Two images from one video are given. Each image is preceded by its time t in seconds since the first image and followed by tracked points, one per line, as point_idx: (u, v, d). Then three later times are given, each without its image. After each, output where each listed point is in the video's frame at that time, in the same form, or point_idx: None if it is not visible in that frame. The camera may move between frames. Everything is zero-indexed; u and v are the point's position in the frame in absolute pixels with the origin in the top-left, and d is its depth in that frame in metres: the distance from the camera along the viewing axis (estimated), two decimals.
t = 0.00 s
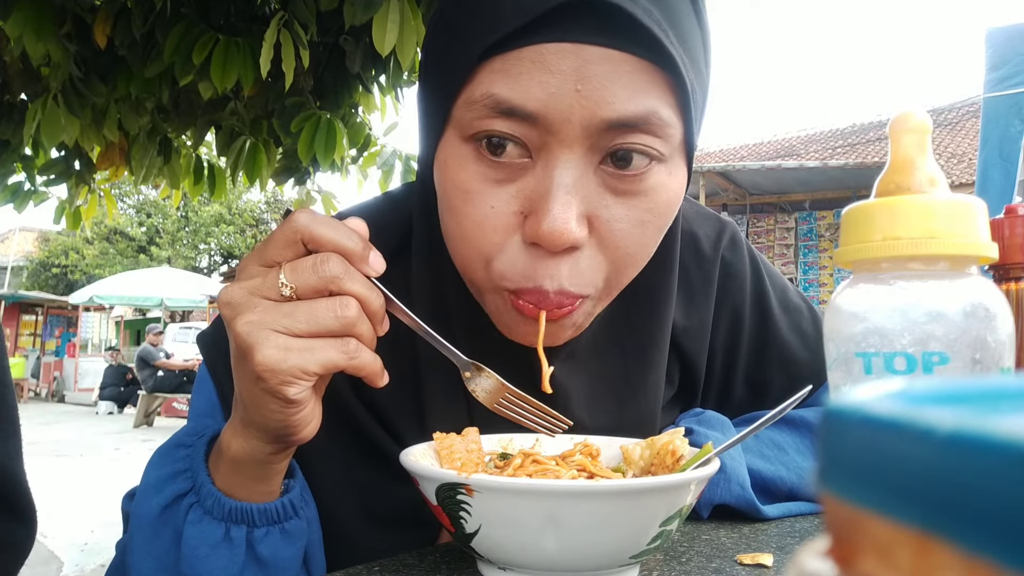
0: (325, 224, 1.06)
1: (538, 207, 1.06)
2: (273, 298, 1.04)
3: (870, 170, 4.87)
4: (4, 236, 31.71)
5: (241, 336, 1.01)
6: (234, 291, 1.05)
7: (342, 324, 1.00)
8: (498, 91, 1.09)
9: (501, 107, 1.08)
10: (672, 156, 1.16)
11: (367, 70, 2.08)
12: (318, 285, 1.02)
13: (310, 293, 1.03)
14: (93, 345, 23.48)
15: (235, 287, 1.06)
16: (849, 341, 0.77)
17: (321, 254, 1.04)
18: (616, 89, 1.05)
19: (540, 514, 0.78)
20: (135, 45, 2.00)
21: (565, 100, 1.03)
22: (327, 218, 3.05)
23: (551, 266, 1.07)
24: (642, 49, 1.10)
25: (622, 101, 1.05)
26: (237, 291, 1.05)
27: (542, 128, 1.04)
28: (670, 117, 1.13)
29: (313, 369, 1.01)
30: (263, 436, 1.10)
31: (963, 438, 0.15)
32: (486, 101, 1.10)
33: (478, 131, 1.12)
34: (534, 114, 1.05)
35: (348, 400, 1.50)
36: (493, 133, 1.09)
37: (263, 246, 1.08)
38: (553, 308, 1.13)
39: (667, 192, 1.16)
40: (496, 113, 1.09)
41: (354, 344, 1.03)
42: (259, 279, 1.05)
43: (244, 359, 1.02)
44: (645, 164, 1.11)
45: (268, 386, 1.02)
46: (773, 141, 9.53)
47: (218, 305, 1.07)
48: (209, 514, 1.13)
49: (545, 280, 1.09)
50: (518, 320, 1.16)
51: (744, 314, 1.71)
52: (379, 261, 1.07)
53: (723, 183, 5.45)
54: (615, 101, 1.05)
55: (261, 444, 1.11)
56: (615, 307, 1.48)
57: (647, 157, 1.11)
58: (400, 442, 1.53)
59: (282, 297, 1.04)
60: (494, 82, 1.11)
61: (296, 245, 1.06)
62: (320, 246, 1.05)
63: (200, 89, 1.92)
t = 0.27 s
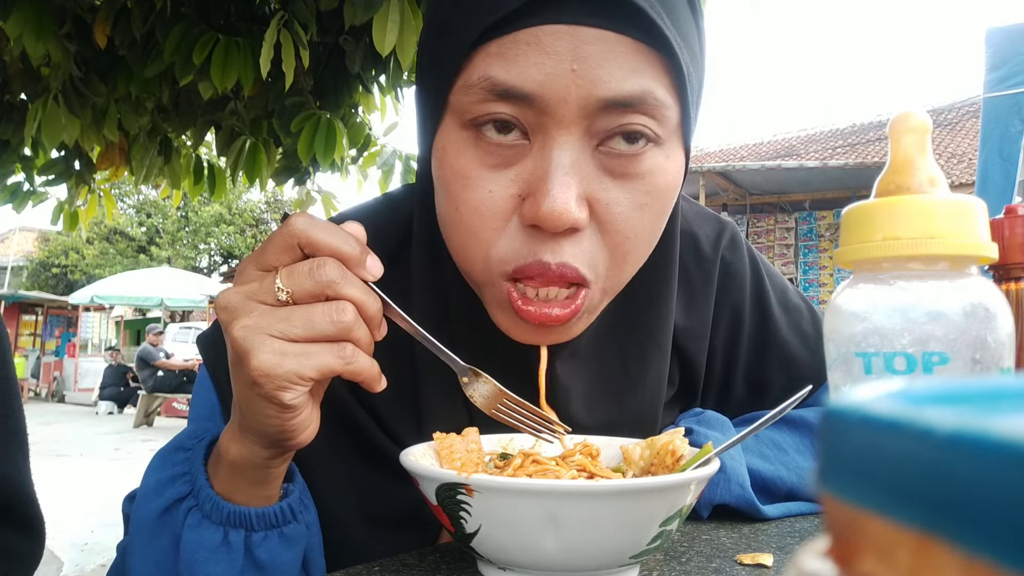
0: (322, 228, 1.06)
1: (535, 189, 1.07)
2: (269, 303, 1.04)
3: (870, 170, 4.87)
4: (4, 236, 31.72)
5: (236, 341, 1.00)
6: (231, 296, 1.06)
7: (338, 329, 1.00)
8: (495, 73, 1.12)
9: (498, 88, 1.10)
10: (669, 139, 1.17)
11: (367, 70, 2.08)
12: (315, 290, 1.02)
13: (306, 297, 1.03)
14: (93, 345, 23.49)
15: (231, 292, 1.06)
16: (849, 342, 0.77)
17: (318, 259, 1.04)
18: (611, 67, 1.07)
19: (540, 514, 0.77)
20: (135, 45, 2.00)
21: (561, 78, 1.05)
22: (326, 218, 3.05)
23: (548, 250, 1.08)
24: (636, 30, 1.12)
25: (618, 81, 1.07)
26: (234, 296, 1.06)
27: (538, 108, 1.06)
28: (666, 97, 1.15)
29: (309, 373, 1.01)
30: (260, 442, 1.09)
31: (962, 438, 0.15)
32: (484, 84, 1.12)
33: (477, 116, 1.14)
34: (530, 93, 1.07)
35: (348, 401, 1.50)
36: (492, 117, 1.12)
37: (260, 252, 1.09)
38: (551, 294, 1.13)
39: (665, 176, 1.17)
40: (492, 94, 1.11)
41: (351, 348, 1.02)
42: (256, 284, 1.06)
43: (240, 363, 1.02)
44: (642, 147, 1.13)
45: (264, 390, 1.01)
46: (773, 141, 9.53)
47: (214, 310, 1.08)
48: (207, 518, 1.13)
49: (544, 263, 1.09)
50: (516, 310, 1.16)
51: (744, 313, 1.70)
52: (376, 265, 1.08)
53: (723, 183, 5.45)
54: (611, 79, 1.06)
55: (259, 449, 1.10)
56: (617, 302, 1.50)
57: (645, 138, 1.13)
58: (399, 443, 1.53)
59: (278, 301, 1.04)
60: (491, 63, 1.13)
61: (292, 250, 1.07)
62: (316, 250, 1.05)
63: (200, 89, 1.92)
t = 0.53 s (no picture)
0: (325, 233, 1.05)
1: (546, 147, 1.09)
2: (270, 306, 1.04)
3: (870, 170, 4.87)
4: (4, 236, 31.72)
5: (234, 343, 1.01)
6: (233, 299, 1.06)
7: (335, 335, 0.99)
8: (502, 39, 1.17)
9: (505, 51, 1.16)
10: (666, 105, 1.22)
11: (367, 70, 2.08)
12: (314, 295, 1.01)
13: (306, 302, 1.02)
14: (93, 345, 23.52)
15: (234, 294, 1.06)
16: (849, 342, 0.77)
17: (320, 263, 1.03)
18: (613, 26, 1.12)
19: (540, 514, 0.77)
20: (135, 45, 2.00)
21: (566, 39, 1.10)
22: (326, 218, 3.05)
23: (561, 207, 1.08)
24: None
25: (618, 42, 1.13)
26: (236, 299, 1.06)
27: (547, 70, 1.11)
28: (664, 58, 1.21)
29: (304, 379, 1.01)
30: (257, 445, 1.09)
31: (962, 437, 0.15)
32: (491, 52, 1.18)
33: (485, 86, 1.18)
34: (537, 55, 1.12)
35: (348, 401, 1.50)
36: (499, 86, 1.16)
37: (264, 255, 1.08)
38: (563, 256, 1.13)
39: (668, 141, 1.20)
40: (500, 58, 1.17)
41: (348, 355, 1.01)
42: (258, 287, 1.06)
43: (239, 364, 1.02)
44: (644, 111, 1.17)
45: (260, 392, 1.01)
46: (773, 141, 9.53)
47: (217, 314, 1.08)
48: (206, 520, 1.13)
49: (556, 224, 1.09)
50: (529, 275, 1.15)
51: (743, 312, 1.70)
52: (379, 272, 1.06)
53: (723, 183, 5.45)
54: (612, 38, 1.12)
55: (256, 452, 1.10)
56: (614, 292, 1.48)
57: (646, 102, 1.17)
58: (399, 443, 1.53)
59: (278, 305, 1.04)
60: (496, 32, 1.18)
61: (295, 254, 1.06)
62: (319, 255, 1.04)
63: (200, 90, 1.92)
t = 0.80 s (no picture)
0: (337, 226, 1.05)
1: (550, 120, 1.16)
2: (277, 294, 1.04)
3: (870, 170, 4.86)
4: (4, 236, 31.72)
5: (239, 325, 1.02)
6: (243, 283, 1.07)
7: (334, 325, 0.99)
8: (504, 25, 1.24)
9: (509, 33, 1.23)
10: (661, 84, 1.29)
11: (367, 70, 2.08)
12: (318, 284, 1.01)
13: (311, 291, 1.02)
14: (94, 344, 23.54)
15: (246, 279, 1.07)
16: (849, 341, 0.77)
17: (327, 255, 1.03)
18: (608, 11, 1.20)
19: (540, 514, 0.77)
20: (135, 45, 2.00)
21: (566, 22, 1.18)
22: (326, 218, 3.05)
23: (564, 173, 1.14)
24: None
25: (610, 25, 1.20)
26: (245, 283, 1.06)
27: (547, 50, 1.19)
28: (657, 40, 1.28)
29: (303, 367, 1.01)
30: (259, 429, 1.09)
31: (962, 437, 0.15)
32: (495, 37, 1.25)
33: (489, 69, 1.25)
34: (538, 37, 1.20)
35: (348, 402, 1.50)
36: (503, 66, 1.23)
37: (278, 244, 1.09)
38: (567, 221, 1.18)
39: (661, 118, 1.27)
40: (505, 40, 1.24)
41: (346, 345, 1.01)
42: (268, 274, 1.06)
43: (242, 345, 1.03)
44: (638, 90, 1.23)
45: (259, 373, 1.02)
46: (773, 141, 9.52)
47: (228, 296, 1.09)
48: (208, 498, 1.13)
49: (559, 192, 1.15)
50: (533, 241, 1.20)
51: (738, 309, 1.70)
52: (386, 267, 1.04)
53: (723, 183, 5.45)
54: (607, 20, 1.20)
55: (256, 435, 1.10)
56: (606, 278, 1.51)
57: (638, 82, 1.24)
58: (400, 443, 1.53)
59: (285, 294, 1.04)
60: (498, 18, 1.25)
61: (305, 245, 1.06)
62: (328, 247, 1.04)
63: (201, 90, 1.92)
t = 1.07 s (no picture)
0: (360, 228, 1.01)
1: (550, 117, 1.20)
2: (295, 291, 1.03)
3: (870, 170, 4.86)
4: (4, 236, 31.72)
5: (257, 318, 1.02)
6: (264, 272, 1.04)
7: (348, 330, 1.00)
8: (510, 24, 1.27)
9: (514, 36, 1.26)
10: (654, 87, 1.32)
11: (367, 70, 2.08)
12: (337, 291, 1.00)
13: (328, 294, 1.01)
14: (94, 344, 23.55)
15: (268, 265, 1.05)
16: (849, 342, 0.77)
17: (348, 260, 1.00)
18: (607, 19, 1.24)
19: (540, 514, 0.77)
20: (135, 46, 2.01)
21: (567, 28, 1.21)
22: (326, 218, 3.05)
23: (562, 170, 1.19)
24: None
25: (610, 29, 1.24)
26: (265, 273, 1.04)
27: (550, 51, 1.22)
28: (650, 46, 1.31)
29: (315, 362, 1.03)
30: (266, 394, 1.10)
31: (961, 437, 0.15)
32: (502, 33, 1.28)
33: (493, 64, 1.28)
34: (541, 40, 1.23)
35: (347, 403, 1.50)
36: (509, 63, 1.26)
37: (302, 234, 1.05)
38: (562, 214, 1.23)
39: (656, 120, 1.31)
40: (509, 41, 1.27)
41: (358, 348, 1.02)
42: (287, 267, 1.04)
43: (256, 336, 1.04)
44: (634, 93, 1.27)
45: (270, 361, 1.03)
46: (773, 141, 9.52)
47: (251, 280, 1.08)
48: (216, 454, 1.15)
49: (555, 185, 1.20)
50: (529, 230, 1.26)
51: (728, 303, 1.72)
52: (409, 269, 0.99)
53: (723, 183, 5.45)
54: (605, 26, 1.23)
55: (261, 400, 1.11)
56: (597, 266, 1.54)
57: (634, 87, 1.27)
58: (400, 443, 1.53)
59: (302, 292, 1.02)
60: (506, 18, 1.28)
61: (325, 243, 1.02)
62: (351, 251, 1.00)
63: (201, 90, 1.92)
